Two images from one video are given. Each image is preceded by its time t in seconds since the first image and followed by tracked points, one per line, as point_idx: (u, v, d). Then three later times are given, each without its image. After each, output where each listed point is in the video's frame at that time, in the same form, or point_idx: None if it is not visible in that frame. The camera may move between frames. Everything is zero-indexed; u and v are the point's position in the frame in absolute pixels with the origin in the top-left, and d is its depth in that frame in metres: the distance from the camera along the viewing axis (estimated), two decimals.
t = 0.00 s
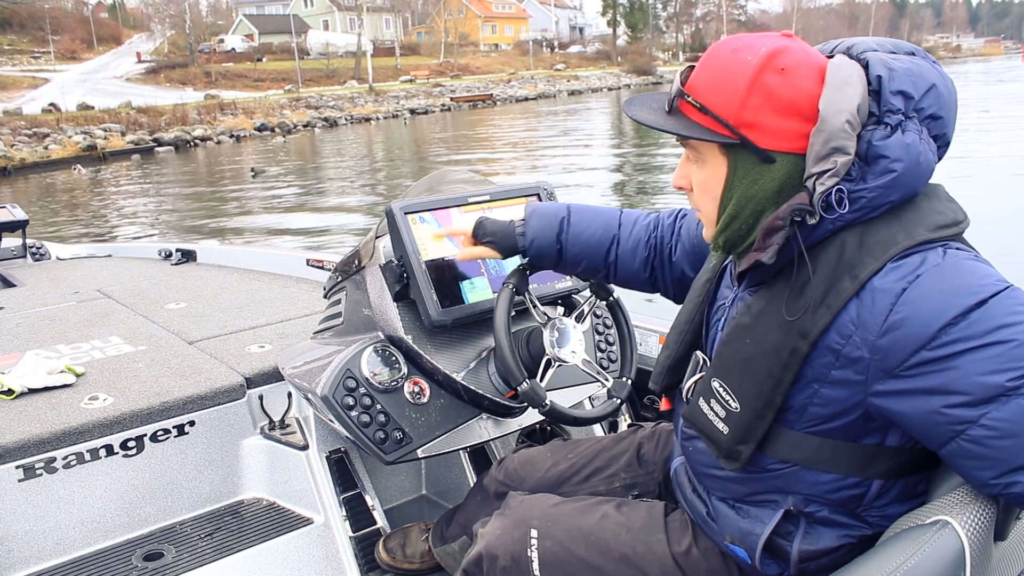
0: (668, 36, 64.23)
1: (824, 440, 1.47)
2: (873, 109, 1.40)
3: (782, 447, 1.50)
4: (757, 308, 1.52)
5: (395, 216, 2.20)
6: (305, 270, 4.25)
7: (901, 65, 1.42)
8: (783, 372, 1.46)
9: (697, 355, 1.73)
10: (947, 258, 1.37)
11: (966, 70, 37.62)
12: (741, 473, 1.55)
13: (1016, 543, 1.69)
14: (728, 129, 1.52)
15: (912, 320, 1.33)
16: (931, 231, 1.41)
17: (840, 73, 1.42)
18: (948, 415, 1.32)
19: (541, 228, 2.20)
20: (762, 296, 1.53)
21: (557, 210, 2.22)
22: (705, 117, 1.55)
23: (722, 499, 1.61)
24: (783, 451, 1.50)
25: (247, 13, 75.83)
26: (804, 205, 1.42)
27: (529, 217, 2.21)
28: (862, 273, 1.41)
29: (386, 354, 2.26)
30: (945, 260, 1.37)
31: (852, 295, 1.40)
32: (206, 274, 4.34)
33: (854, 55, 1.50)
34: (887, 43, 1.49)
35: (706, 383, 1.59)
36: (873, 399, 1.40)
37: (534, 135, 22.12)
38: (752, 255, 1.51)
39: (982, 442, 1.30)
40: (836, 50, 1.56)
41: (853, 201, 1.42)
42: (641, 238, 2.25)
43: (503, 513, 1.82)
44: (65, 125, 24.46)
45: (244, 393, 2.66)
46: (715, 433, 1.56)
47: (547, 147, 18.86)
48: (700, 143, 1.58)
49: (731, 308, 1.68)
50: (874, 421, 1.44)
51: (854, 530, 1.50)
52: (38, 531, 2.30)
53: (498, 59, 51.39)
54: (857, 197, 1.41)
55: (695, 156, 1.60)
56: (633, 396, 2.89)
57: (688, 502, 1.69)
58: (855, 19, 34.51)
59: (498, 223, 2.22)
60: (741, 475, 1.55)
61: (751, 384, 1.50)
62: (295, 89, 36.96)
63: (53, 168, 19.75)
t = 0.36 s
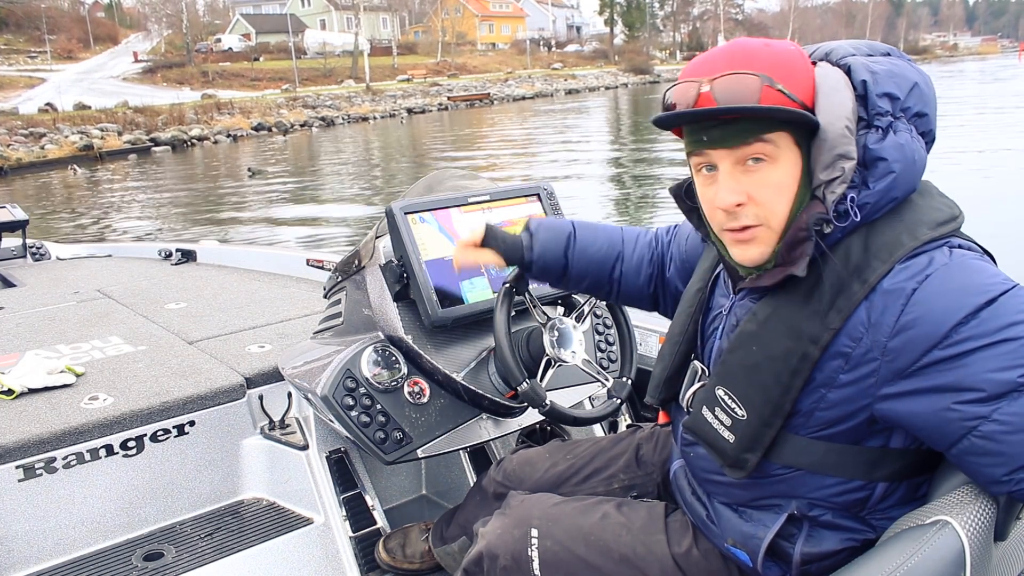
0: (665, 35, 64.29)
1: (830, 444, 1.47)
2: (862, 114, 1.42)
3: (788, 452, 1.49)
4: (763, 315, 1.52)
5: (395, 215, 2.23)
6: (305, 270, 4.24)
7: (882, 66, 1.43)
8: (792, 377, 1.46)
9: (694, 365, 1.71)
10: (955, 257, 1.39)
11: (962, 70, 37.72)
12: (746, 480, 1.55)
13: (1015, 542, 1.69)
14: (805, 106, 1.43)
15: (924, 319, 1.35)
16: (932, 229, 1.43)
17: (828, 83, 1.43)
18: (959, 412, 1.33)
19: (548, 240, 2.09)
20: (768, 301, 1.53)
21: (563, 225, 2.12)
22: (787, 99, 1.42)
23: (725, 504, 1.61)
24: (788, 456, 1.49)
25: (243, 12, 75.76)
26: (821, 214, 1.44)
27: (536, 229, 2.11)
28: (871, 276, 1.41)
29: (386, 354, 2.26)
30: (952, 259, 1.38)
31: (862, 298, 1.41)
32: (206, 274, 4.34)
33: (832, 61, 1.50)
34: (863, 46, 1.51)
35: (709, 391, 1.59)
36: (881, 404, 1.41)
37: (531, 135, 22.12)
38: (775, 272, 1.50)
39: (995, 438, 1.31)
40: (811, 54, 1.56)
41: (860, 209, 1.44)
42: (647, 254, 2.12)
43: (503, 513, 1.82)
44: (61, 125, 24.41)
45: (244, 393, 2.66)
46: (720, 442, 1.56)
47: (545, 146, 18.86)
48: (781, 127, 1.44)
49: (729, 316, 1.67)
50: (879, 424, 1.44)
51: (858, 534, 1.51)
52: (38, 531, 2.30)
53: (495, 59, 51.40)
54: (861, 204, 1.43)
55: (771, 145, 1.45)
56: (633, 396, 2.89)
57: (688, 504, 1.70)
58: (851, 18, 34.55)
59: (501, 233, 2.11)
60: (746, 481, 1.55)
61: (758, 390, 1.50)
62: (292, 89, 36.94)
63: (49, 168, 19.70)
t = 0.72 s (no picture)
0: (662, 36, 64.33)
1: (835, 453, 1.47)
2: (870, 122, 1.43)
3: (794, 462, 1.49)
4: (767, 325, 1.51)
5: (395, 215, 2.26)
6: (305, 270, 4.24)
7: (890, 73, 1.45)
8: (799, 388, 1.46)
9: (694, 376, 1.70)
10: (960, 261, 1.40)
11: (958, 70, 37.78)
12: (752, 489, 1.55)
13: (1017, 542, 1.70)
14: (819, 113, 1.43)
15: (934, 325, 1.35)
16: (936, 235, 1.43)
17: (842, 90, 1.43)
18: (970, 416, 1.33)
19: (549, 290, 2.00)
20: (771, 311, 1.52)
21: (560, 267, 2.03)
22: (803, 105, 1.42)
23: (729, 510, 1.61)
24: (794, 465, 1.50)
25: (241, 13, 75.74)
26: (829, 223, 1.44)
27: (534, 280, 2.01)
28: (878, 285, 1.41)
29: (386, 354, 2.26)
30: (957, 264, 1.39)
31: (869, 307, 1.41)
32: (206, 274, 4.35)
33: (838, 64, 1.51)
34: (866, 50, 1.51)
35: (712, 403, 1.58)
36: (888, 412, 1.41)
37: (529, 135, 22.13)
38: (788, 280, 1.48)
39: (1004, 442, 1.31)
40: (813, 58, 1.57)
41: (867, 217, 1.44)
42: (649, 283, 2.05)
43: (503, 514, 1.82)
44: (59, 125, 24.41)
45: (244, 393, 2.67)
46: (726, 453, 1.55)
47: (543, 146, 18.86)
48: (793, 135, 1.44)
49: (727, 325, 1.66)
50: (884, 429, 1.45)
51: (861, 539, 1.51)
52: (38, 531, 2.30)
53: (493, 59, 51.47)
54: (869, 213, 1.43)
55: (783, 153, 1.45)
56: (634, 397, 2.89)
57: (689, 508, 1.70)
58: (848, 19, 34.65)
59: (500, 295, 2.02)
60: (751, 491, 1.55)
61: (763, 401, 1.49)
62: (290, 89, 36.96)
63: (47, 169, 19.70)
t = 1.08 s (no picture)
0: (660, 37, 64.39)
1: (834, 457, 1.47)
2: (865, 124, 1.43)
3: (793, 465, 1.49)
4: (765, 330, 1.51)
5: (395, 215, 2.25)
6: (305, 270, 4.24)
7: (885, 75, 1.45)
8: (797, 393, 1.46)
9: (694, 380, 1.71)
10: (957, 264, 1.39)
11: (953, 71, 37.89)
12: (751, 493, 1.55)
13: (1016, 542, 1.69)
14: (811, 122, 1.44)
15: (931, 329, 1.35)
16: (933, 238, 1.43)
17: (835, 93, 1.44)
18: (968, 419, 1.33)
19: (556, 298, 2.01)
20: (768, 316, 1.52)
21: (565, 274, 2.04)
22: (795, 114, 1.43)
23: (727, 511, 1.61)
24: (792, 469, 1.50)
25: (237, 14, 75.75)
26: (824, 229, 1.44)
27: (541, 287, 2.03)
28: (874, 289, 1.41)
29: (386, 354, 2.26)
30: (955, 266, 1.39)
31: (866, 311, 1.41)
32: (205, 274, 4.35)
33: (832, 67, 1.51)
34: (860, 51, 1.51)
35: (712, 407, 1.58)
36: (887, 416, 1.41)
37: (527, 136, 22.15)
38: (783, 286, 1.48)
39: (1003, 445, 1.31)
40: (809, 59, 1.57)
41: (863, 222, 1.44)
42: (653, 288, 2.05)
43: (503, 515, 1.82)
44: (56, 127, 24.41)
45: (244, 393, 2.67)
46: (725, 457, 1.56)
47: (540, 147, 18.87)
48: (784, 144, 1.45)
49: (726, 329, 1.66)
50: (883, 433, 1.45)
51: (862, 539, 1.51)
52: (38, 531, 2.30)
53: (489, 61, 51.53)
54: (865, 217, 1.43)
55: (775, 162, 1.47)
56: (633, 397, 2.89)
57: (688, 508, 1.70)
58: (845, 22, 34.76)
59: (508, 298, 2.02)
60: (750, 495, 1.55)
61: (761, 405, 1.50)
62: (287, 90, 36.98)
63: (44, 170, 19.70)
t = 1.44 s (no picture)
0: (657, 35, 64.37)
1: (834, 457, 1.48)
2: (863, 125, 1.44)
3: (793, 465, 1.50)
4: (764, 330, 1.52)
5: (395, 216, 2.26)
6: (306, 270, 4.24)
7: (884, 75, 1.45)
8: (798, 393, 1.46)
9: (693, 381, 1.71)
10: (956, 265, 1.40)
11: (950, 71, 37.87)
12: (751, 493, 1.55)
13: (1016, 542, 1.70)
14: (809, 123, 1.44)
15: (930, 330, 1.35)
16: (932, 239, 1.44)
17: (833, 93, 1.44)
18: (967, 420, 1.33)
19: (557, 300, 2.01)
20: (768, 316, 1.52)
21: (567, 276, 2.04)
22: (792, 115, 1.43)
23: (727, 511, 1.62)
24: (793, 469, 1.50)
25: (234, 14, 75.72)
26: (823, 229, 1.44)
27: (542, 288, 2.03)
28: (873, 289, 1.42)
29: (386, 354, 2.26)
30: (953, 267, 1.39)
31: (865, 312, 1.41)
32: (205, 274, 4.34)
33: (831, 67, 1.51)
34: (860, 52, 1.52)
35: (712, 408, 1.59)
36: (887, 416, 1.42)
37: (524, 135, 22.13)
38: (781, 287, 1.49)
39: (1003, 445, 1.31)
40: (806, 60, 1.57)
41: (862, 222, 1.44)
42: (654, 289, 2.05)
43: (503, 514, 1.82)
44: (52, 127, 24.38)
45: (244, 393, 2.67)
46: (726, 458, 1.56)
47: (538, 147, 18.86)
48: (782, 144, 1.45)
49: (726, 330, 1.67)
50: (883, 433, 1.45)
51: (862, 539, 1.51)
52: (38, 531, 2.30)
53: (487, 60, 51.49)
54: (864, 217, 1.44)
55: (773, 163, 1.47)
56: (634, 397, 2.88)
57: (689, 507, 1.70)
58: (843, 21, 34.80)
59: (510, 298, 2.03)
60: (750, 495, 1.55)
61: (761, 406, 1.50)
62: (284, 90, 36.94)
63: (40, 170, 19.68)
